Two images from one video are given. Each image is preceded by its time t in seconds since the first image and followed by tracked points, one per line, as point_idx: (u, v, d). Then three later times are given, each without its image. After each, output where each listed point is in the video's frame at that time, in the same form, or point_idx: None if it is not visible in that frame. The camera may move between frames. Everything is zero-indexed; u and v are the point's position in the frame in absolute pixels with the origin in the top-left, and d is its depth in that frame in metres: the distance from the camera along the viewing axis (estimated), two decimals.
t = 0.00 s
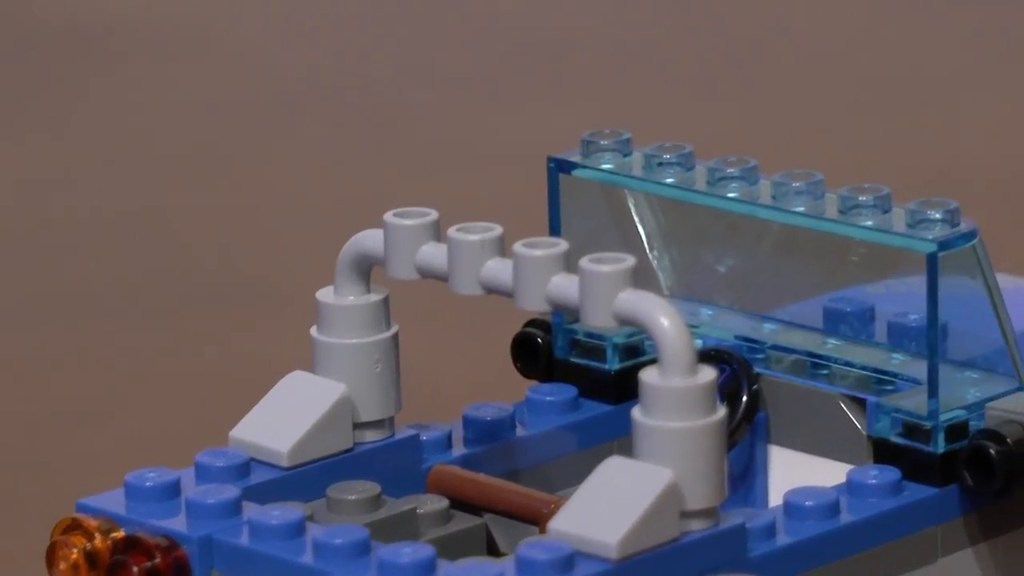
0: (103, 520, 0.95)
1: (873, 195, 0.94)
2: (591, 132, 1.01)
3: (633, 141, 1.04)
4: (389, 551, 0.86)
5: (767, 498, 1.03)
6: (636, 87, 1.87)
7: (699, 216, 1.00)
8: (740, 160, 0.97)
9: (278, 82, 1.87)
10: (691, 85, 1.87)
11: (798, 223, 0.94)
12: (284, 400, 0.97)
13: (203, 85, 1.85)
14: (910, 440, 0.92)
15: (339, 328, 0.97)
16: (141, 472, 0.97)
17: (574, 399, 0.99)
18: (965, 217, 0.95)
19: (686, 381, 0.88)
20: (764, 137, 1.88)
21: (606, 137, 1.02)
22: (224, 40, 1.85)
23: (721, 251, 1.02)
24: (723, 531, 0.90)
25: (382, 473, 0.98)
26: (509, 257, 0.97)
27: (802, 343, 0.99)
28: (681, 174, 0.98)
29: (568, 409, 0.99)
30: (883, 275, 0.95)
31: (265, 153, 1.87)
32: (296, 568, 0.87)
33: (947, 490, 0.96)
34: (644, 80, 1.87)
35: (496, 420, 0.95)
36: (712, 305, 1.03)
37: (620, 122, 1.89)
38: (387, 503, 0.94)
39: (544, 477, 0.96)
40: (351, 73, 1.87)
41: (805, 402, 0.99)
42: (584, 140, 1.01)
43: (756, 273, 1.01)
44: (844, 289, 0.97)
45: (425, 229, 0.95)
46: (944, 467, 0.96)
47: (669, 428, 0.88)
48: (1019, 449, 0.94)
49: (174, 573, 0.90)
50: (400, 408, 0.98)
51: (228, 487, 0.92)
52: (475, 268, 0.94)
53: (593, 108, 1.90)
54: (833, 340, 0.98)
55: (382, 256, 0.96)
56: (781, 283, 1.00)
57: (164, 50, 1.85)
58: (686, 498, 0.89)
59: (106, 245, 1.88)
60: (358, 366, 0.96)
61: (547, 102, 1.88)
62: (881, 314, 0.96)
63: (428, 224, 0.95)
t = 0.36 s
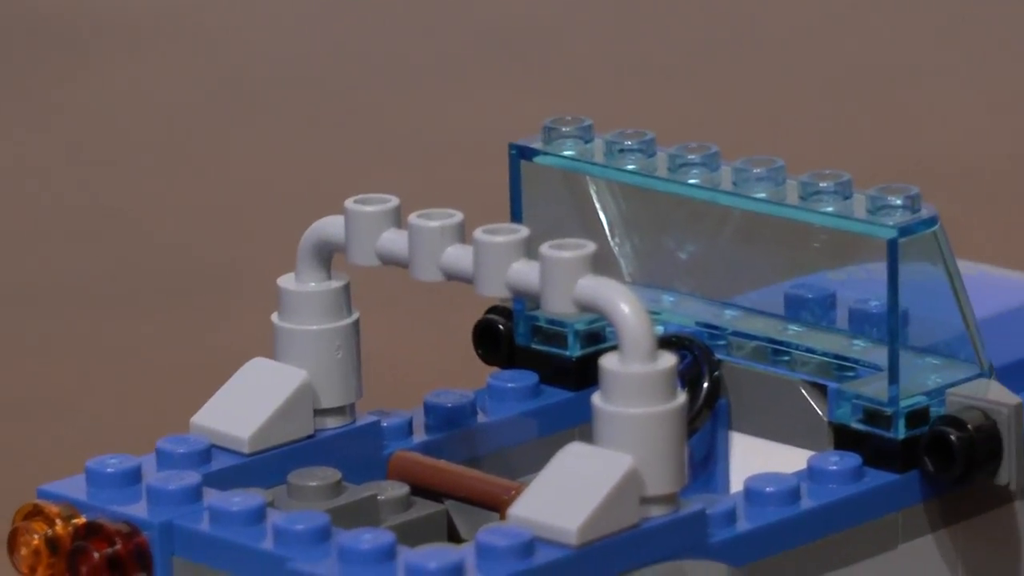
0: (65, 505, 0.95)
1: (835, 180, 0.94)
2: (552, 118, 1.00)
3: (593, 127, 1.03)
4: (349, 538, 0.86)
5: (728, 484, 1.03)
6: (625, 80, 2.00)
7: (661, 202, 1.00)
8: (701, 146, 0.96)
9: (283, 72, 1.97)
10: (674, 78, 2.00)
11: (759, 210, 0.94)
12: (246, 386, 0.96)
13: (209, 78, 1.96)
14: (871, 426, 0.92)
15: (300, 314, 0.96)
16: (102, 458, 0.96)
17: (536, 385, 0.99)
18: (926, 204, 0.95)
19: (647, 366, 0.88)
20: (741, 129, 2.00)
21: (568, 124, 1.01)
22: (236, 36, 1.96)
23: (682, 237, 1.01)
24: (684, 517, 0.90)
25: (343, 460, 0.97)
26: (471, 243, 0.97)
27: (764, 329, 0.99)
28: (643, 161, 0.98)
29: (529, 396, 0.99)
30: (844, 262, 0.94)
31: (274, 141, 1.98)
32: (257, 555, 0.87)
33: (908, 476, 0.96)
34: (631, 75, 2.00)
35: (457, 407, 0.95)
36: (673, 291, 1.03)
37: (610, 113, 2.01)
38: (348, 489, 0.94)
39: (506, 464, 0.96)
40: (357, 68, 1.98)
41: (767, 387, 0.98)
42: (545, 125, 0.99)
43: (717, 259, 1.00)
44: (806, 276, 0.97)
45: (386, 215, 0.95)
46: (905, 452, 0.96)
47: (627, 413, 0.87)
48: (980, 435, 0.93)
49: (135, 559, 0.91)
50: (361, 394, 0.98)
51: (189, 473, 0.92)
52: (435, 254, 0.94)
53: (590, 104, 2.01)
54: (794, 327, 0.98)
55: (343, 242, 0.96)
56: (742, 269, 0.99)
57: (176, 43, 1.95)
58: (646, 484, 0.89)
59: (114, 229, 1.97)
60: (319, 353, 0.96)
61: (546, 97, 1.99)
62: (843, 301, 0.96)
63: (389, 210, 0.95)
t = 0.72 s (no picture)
0: (27, 495, 0.94)
1: (796, 169, 0.94)
2: (513, 107, 0.99)
3: (556, 116, 1.01)
4: (311, 526, 0.86)
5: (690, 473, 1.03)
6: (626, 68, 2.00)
7: (623, 191, 1.00)
8: (663, 136, 0.96)
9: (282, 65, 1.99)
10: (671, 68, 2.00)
11: (721, 198, 0.94)
12: (207, 376, 0.96)
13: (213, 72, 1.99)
14: (832, 414, 0.92)
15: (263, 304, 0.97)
16: (63, 448, 0.96)
17: (498, 374, 0.99)
18: (888, 193, 0.96)
19: (608, 355, 0.88)
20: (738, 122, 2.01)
21: (531, 113, 1.00)
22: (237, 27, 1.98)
23: (645, 226, 1.01)
24: (645, 506, 0.90)
25: (305, 449, 0.98)
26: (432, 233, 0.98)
27: (726, 318, 0.98)
28: (604, 150, 0.97)
29: (492, 385, 0.99)
30: (808, 251, 0.95)
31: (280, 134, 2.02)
32: (219, 544, 0.87)
33: (870, 464, 0.95)
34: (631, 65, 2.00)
35: (419, 396, 0.95)
36: (636, 281, 1.03)
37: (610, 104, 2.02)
38: (311, 478, 0.95)
39: (468, 454, 0.96)
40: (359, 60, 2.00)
41: (729, 375, 0.99)
42: (506, 115, 0.99)
43: (679, 249, 1.00)
44: (768, 265, 0.97)
45: (348, 205, 0.95)
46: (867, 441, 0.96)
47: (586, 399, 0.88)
48: (941, 423, 0.93)
49: (98, 549, 0.91)
50: (323, 384, 0.98)
51: (151, 463, 0.92)
52: (397, 244, 0.94)
53: (578, 96, 2.02)
54: (756, 316, 0.98)
55: (305, 232, 0.96)
56: (704, 258, 0.99)
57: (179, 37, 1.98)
58: (609, 474, 0.89)
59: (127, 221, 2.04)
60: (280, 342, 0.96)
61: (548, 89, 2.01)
62: (805, 290, 0.96)
63: (350, 200, 0.96)
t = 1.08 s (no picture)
0: None
1: (751, 151, 0.94)
2: (469, 89, 0.99)
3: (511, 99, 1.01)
4: (264, 506, 0.86)
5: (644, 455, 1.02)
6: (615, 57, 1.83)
7: (578, 173, 1.00)
8: (618, 117, 0.96)
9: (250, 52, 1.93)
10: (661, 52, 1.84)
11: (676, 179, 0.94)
12: (162, 357, 0.96)
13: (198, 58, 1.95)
14: (788, 396, 0.92)
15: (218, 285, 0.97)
16: (19, 429, 0.96)
17: (453, 355, 0.98)
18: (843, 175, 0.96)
19: (562, 336, 0.87)
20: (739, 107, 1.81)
21: (487, 95, 1.00)
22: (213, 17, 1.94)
23: (600, 208, 1.01)
24: (599, 486, 0.90)
25: (260, 430, 0.98)
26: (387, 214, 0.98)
27: (682, 300, 0.98)
28: (559, 132, 0.97)
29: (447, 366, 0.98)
30: (763, 233, 0.95)
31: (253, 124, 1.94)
32: (172, 524, 0.87)
33: (824, 445, 0.95)
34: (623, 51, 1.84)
35: (374, 377, 0.95)
36: (591, 263, 1.03)
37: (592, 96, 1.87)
38: (265, 459, 0.95)
39: (423, 434, 0.96)
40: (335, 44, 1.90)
41: (685, 358, 0.98)
42: (462, 96, 0.99)
43: (635, 231, 1.00)
44: (724, 247, 0.97)
45: (303, 186, 0.96)
46: (822, 422, 0.96)
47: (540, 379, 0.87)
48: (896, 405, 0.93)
49: (52, 528, 0.90)
50: (278, 365, 0.98)
51: (106, 443, 0.92)
52: (352, 225, 0.94)
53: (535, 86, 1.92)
54: (711, 298, 0.98)
55: (260, 213, 0.96)
56: (660, 240, 0.99)
57: (151, 21, 1.96)
58: (562, 453, 0.89)
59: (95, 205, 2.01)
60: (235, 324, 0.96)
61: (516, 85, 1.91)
62: (760, 272, 0.96)
63: (306, 180, 0.96)
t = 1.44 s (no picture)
0: None
1: (704, 136, 0.94)
2: (423, 73, 0.99)
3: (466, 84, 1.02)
4: (216, 489, 0.85)
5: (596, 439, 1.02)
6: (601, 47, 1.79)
7: (533, 158, 1.00)
8: (572, 102, 0.97)
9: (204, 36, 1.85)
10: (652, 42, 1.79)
11: (630, 164, 0.95)
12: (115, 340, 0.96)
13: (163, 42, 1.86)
14: (740, 381, 0.92)
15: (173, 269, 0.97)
16: None
17: (407, 340, 0.98)
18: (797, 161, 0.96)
19: (514, 319, 0.87)
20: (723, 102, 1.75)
21: (441, 80, 1.00)
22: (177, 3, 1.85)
23: (555, 194, 1.01)
24: (551, 471, 0.89)
25: (213, 413, 0.98)
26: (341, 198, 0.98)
27: (635, 286, 0.98)
28: (513, 117, 0.98)
29: (400, 350, 0.98)
30: (717, 219, 0.95)
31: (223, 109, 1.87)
32: (124, 506, 0.87)
33: (777, 432, 0.95)
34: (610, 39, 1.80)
35: (328, 361, 0.95)
36: (545, 249, 1.02)
37: (578, 88, 1.81)
38: (218, 442, 0.94)
39: (376, 418, 0.96)
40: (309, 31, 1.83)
41: (639, 343, 0.97)
42: (416, 81, 0.99)
43: (589, 216, 1.00)
44: (677, 232, 0.97)
45: (256, 169, 0.96)
46: (774, 408, 0.96)
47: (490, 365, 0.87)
48: (849, 391, 0.93)
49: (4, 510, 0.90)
50: (232, 348, 0.98)
51: (58, 425, 0.91)
52: (305, 209, 0.95)
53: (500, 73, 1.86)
54: (665, 283, 0.98)
55: (214, 197, 0.97)
56: (615, 225, 0.99)
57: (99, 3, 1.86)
58: (514, 439, 0.88)
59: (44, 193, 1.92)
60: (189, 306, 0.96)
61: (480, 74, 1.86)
62: (714, 258, 0.96)
63: (260, 164, 0.96)
